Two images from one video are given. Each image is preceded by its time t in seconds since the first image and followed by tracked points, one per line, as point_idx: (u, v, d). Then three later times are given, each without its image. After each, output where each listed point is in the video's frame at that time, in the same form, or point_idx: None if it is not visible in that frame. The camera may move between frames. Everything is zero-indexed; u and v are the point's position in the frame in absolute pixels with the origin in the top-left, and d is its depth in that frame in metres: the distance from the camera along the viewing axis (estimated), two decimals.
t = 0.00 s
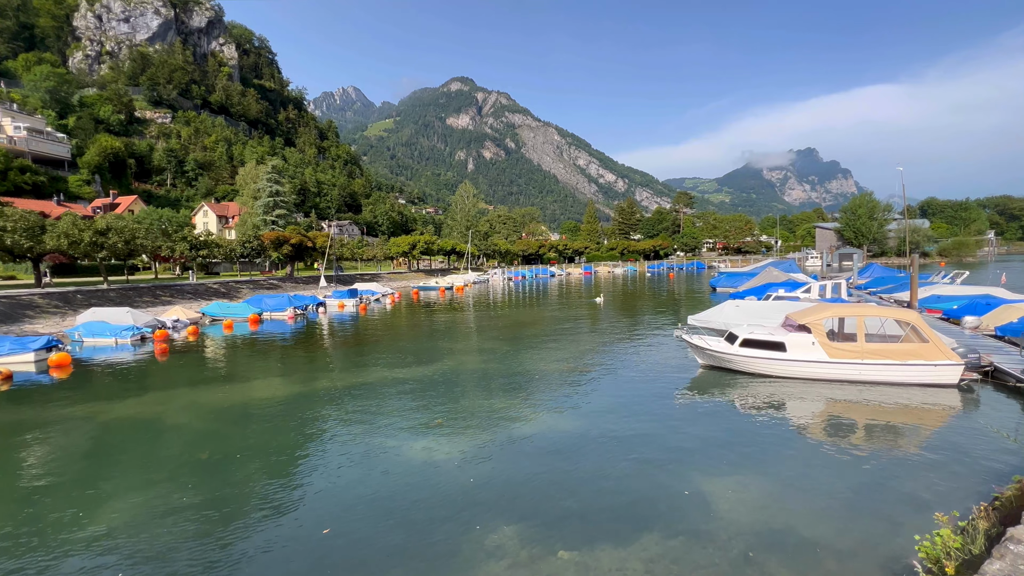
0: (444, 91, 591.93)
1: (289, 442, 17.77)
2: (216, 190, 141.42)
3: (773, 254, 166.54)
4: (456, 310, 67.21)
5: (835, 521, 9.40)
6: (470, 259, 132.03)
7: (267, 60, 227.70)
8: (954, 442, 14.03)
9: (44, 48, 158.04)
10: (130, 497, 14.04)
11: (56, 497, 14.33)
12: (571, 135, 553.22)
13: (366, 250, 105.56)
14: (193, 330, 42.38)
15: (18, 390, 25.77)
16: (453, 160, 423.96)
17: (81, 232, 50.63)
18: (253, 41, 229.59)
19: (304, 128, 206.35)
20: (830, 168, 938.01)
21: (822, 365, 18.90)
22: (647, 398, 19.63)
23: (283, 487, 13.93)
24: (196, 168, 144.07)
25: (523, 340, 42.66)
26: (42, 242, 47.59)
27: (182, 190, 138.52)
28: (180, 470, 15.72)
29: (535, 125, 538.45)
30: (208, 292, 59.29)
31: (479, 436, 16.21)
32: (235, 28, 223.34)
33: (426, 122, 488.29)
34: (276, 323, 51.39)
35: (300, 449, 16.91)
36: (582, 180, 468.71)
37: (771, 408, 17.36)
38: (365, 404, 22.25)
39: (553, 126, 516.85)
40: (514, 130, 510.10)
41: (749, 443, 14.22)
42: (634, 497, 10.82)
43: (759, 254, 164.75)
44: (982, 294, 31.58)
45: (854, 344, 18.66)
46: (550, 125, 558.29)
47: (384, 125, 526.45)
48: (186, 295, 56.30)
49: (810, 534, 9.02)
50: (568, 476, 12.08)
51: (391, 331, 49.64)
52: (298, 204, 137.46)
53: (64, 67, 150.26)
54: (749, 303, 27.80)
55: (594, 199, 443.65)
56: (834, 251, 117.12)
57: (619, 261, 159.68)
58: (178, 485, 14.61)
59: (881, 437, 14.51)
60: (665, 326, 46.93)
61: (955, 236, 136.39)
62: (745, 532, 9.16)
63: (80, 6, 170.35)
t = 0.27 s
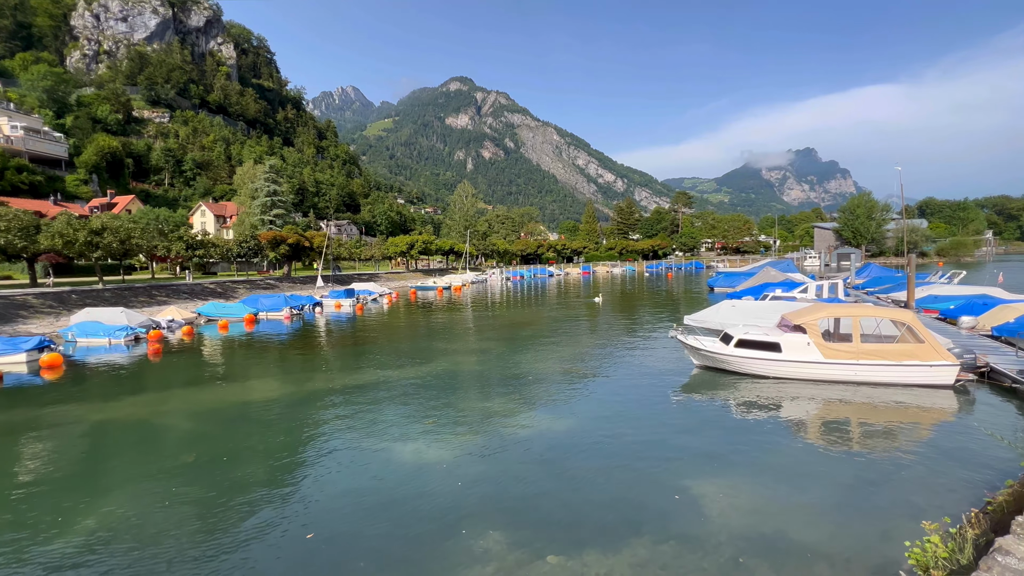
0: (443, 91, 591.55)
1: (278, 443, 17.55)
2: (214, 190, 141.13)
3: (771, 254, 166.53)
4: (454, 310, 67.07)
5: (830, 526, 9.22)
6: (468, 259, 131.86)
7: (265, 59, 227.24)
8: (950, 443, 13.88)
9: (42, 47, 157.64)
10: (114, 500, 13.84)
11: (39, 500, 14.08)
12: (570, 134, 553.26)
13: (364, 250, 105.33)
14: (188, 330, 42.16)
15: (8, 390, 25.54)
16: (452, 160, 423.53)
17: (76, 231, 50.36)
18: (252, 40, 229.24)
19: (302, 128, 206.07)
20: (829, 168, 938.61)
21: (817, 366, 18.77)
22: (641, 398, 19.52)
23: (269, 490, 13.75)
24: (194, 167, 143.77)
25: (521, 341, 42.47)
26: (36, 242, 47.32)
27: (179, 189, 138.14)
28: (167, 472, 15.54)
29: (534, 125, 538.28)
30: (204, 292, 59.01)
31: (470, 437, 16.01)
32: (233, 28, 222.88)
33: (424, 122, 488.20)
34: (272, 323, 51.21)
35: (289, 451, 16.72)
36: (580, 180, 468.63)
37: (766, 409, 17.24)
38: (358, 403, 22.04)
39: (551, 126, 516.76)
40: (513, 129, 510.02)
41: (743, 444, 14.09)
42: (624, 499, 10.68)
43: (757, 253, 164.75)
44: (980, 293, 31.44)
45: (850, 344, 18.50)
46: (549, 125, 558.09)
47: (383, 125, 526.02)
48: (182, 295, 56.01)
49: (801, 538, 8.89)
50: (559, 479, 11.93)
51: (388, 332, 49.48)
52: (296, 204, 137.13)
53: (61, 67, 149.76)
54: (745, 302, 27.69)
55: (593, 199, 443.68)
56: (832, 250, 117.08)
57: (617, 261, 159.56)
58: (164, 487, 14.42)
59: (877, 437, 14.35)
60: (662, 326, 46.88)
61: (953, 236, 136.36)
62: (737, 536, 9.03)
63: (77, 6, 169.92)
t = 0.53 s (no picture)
0: (442, 91, 590.93)
1: (267, 444, 17.36)
2: (212, 190, 140.79)
3: (770, 254, 166.49)
4: (452, 310, 66.90)
5: (821, 529, 9.11)
6: (466, 259, 131.61)
7: (264, 59, 226.85)
8: (943, 444, 13.80)
9: (39, 46, 157.17)
10: (98, 501, 13.66)
11: (22, 502, 13.84)
12: (570, 134, 552.90)
13: (362, 249, 105.08)
14: (182, 330, 41.97)
15: None
16: (451, 160, 423.15)
17: (71, 231, 50.11)
18: (251, 39, 228.75)
19: (301, 128, 205.72)
20: (828, 167, 939.35)
21: (812, 366, 18.65)
22: (636, 399, 19.38)
23: (255, 492, 13.56)
24: (192, 167, 143.45)
25: (518, 341, 42.31)
26: (30, 242, 47.06)
27: (177, 189, 137.78)
28: (154, 473, 15.35)
29: (533, 125, 537.82)
30: (200, 292, 58.78)
31: (460, 438, 15.84)
32: (232, 27, 222.44)
33: (423, 122, 487.87)
34: (267, 323, 51.03)
35: (277, 452, 16.52)
36: (580, 180, 468.42)
37: (761, 410, 17.09)
38: (350, 404, 21.81)
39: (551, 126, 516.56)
40: (512, 129, 509.54)
41: (737, 445, 13.96)
42: (614, 501, 10.56)
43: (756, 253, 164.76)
44: (976, 293, 31.36)
45: (844, 345, 18.38)
46: (548, 125, 557.96)
47: (382, 124, 525.47)
48: (178, 295, 55.81)
49: (791, 542, 8.76)
50: (550, 481, 11.77)
51: (385, 331, 49.32)
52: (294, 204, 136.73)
53: (58, 66, 149.27)
54: (740, 302, 27.55)
55: (592, 199, 443.55)
56: (831, 250, 117.05)
57: (616, 261, 159.38)
58: (149, 489, 14.20)
59: (871, 438, 14.25)
60: (659, 326, 46.71)
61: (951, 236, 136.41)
62: (727, 540, 8.90)
63: (75, 5, 169.44)
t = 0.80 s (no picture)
0: (441, 90, 590.38)
1: (257, 446, 17.11)
2: (210, 189, 140.52)
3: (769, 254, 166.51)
4: (450, 310, 66.78)
5: (810, 535, 8.98)
6: (464, 259, 131.42)
7: (263, 58, 226.55)
8: (936, 445, 13.70)
9: (37, 45, 156.78)
10: (80, 505, 13.37)
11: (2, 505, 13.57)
12: (569, 134, 552.71)
13: (360, 249, 104.83)
14: (176, 330, 41.75)
15: None
16: (450, 160, 422.85)
17: (66, 230, 49.83)
18: (249, 39, 228.40)
19: (299, 127, 205.44)
20: (827, 167, 939.86)
21: (806, 367, 18.53)
22: (630, 400, 19.26)
23: (240, 496, 13.29)
24: (190, 166, 143.18)
25: (516, 341, 42.18)
26: (25, 242, 46.80)
27: (175, 189, 137.43)
28: (141, 476, 15.09)
29: (533, 125, 537.50)
30: (197, 292, 58.56)
31: (451, 442, 15.57)
32: (230, 27, 222.09)
33: (423, 122, 487.62)
34: (263, 323, 50.87)
35: (265, 455, 16.26)
36: (579, 180, 468.29)
37: (756, 411, 16.95)
38: (343, 406, 21.52)
39: (550, 126, 516.47)
40: (512, 129, 509.31)
41: (729, 448, 13.83)
42: (602, 506, 10.43)
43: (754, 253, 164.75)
44: (973, 293, 31.26)
45: (839, 345, 18.25)
46: (548, 125, 557.79)
47: (382, 124, 525.10)
48: (174, 295, 55.60)
49: (783, 548, 8.60)
50: (539, 486, 11.61)
51: (382, 331, 49.17)
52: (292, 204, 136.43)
53: (56, 65, 148.80)
54: (736, 302, 27.40)
55: (591, 199, 443.50)
56: (830, 250, 116.97)
57: (615, 261, 159.26)
58: (132, 493, 13.94)
59: (864, 440, 14.14)
60: (657, 326, 46.57)
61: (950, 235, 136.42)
62: (714, 545, 8.76)
63: (74, 4, 169.02)
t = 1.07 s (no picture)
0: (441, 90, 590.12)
1: (250, 447, 16.93)
2: (209, 189, 140.30)
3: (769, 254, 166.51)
4: (449, 310, 66.67)
5: (801, 540, 8.82)
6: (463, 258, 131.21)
7: (262, 58, 226.27)
8: (933, 447, 13.55)
9: (35, 45, 156.51)
10: (64, 507, 13.20)
11: None
12: (569, 134, 552.47)
13: (358, 249, 104.58)
14: (171, 330, 41.55)
15: None
16: (450, 159, 422.59)
17: (61, 230, 49.61)
18: (248, 38, 228.09)
19: (299, 127, 205.20)
20: (827, 167, 940.13)
21: (803, 368, 18.38)
22: (626, 402, 19.11)
23: (226, 499, 13.07)
24: (189, 166, 143.02)
25: (514, 341, 42.04)
26: (20, 242, 46.62)
27: (174, 188, 137.14)
28: (128, 478, 14.89)
29: (532, 124, 537.12)
30: (193, 292, 58.35)
31: (445, 444, 15.37)
32: (229, 26, 221.78)
33: (422, 121, 487.48)
34: (260, 323, 50.68)
35: (253, 457, 16.02)
36: (579, 180, 468.15)
37: (751, 412, 16.81)
38: (335, 408, 21.27)
39: (550, 125, 516.32)
40: (511, 129, 509.11)
41: (723, 450, 13.67)
42: (593, 510, 10.27)
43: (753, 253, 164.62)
44: (971, 293, 31.10)
45: (835, 346, 18.09)
46: (547, 125, 557.43)
47: (381, 124, 524.78)
48: (170, 294, 55.40)
49: (773, 554, 8.45)
50: (529, 490, 11.42)
51: (380, 331, 48.97)
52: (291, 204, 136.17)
53: (54, 64, 148.42)
54: (733, 302, 27.24)
55: (591, 199, 443.29)
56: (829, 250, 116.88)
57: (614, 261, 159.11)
58: (115, 495, 13.66)
59: (860, 441, 13.98)
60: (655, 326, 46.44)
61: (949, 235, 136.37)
62: (705, 552, 8.58)
63: (72, 3, 168.69)
